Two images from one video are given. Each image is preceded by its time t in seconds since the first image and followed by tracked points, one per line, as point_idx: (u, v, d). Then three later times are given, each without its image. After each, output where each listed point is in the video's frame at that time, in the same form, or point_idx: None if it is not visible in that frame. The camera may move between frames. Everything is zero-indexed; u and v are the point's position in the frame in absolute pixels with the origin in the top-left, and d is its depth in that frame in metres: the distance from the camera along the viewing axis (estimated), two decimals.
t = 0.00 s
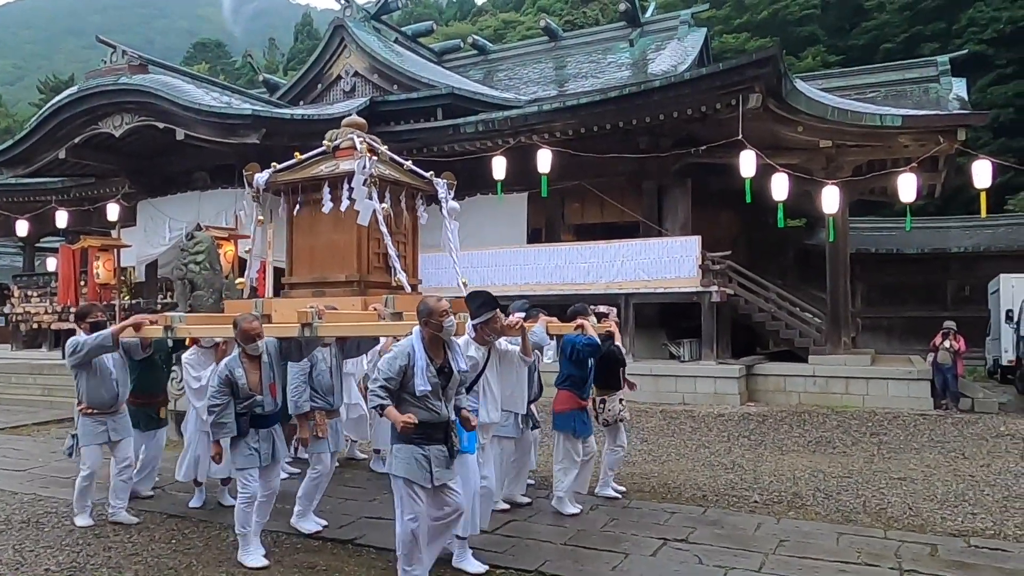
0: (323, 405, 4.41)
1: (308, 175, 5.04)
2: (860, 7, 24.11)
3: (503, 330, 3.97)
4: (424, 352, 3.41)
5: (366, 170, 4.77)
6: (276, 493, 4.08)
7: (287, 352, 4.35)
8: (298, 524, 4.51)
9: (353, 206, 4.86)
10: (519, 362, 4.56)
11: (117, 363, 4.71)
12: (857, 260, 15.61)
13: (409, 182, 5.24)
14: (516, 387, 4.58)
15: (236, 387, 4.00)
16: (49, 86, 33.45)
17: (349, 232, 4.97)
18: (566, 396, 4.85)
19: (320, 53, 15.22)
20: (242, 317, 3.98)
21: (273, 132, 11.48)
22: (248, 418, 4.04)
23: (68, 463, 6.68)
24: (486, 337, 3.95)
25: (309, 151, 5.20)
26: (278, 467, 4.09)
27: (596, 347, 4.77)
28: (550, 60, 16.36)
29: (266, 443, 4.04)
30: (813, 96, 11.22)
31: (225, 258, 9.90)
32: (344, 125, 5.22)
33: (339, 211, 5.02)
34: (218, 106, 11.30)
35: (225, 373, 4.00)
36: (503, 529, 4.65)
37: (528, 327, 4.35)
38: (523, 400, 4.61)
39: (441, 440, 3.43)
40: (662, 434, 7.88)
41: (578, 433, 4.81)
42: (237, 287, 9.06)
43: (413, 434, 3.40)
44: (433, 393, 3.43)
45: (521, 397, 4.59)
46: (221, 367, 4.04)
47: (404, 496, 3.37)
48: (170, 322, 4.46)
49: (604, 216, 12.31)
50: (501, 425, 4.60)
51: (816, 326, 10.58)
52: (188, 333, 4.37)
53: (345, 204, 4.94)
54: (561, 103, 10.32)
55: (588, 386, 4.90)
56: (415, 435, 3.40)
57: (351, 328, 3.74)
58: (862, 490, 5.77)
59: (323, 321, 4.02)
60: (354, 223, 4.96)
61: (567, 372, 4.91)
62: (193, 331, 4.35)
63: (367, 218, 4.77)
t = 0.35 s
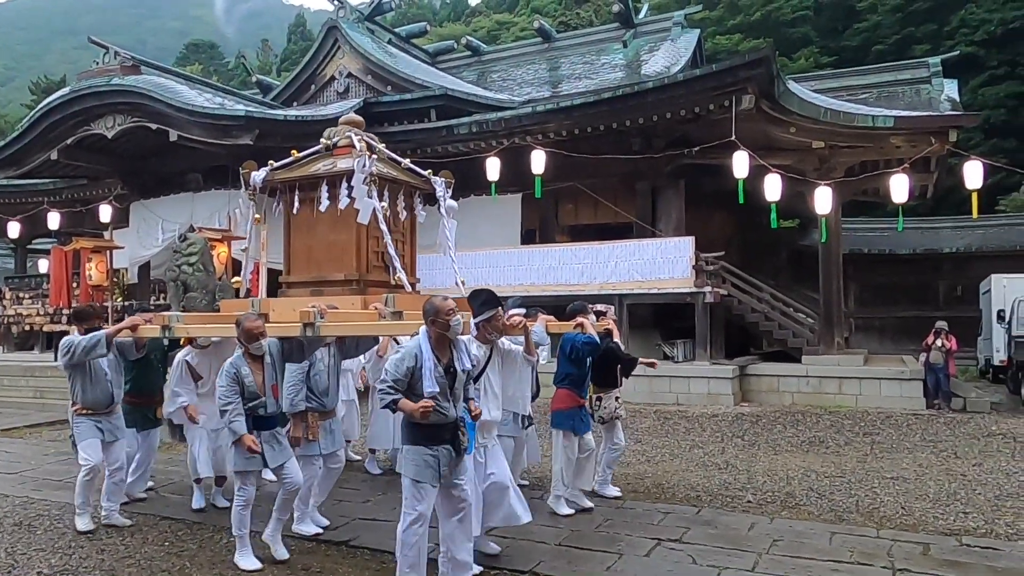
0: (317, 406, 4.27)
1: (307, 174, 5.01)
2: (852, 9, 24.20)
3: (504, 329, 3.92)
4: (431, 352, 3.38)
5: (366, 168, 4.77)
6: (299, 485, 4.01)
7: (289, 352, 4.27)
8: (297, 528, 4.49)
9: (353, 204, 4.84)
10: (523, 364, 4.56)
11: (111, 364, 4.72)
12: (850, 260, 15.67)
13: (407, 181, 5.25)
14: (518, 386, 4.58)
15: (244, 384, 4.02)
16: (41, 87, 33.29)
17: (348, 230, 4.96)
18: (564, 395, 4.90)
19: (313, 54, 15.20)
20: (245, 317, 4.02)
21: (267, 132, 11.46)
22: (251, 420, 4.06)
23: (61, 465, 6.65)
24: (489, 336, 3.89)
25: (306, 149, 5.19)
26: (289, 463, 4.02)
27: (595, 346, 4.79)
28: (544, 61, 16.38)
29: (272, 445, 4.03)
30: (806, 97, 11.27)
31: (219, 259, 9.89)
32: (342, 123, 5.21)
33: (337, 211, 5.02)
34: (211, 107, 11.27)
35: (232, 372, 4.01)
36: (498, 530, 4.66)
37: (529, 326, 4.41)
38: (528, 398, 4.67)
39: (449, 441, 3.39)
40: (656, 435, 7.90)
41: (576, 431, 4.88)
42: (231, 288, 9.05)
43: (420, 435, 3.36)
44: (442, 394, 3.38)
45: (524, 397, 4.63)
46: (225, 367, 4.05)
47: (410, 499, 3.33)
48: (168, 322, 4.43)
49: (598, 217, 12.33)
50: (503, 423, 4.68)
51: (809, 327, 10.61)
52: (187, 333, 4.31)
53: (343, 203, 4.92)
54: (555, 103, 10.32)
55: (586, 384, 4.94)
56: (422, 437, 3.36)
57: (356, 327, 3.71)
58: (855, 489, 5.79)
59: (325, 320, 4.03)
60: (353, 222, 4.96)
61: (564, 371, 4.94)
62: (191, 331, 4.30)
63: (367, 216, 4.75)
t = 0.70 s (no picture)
0: (318, 415, 4.34)
1: (303, 184, 5.02)
2: (842, 14, 24.38)
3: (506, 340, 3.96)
4: (436, 368, 3.35)
5: (363, 179, 4.78)
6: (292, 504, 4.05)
7: (290, 363, 4.37)
8: (291, 534, 4.46)
9: (350, 215, 4.83)
10: (525, 374, 4.70)
11: (102, 379, 4.67)
12: (840, 263, 15.75)
13: (404, 190, 5.25)
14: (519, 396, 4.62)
15: (243, 402, 3.98)
16: (30, 91, 33.13)
17: (346, 240, 4.96)
18: (568, 404, 4.88)
19: (305, 59, 15.19)
20: (244, 330, 3.92)
21: (258, 137, 11.45)
22: (258, 433, 4.03)
23: (50, 472, 6.60)
24: (491, 348, 3.93)
25: (301, 159, 5.19)
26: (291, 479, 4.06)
27: (593, 355, 4.91)
28: (535, 66, 16.42)
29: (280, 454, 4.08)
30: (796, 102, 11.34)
31: (209, 264, 9.86)
32: (337, 133, 5.19)
33: (335, 221, 5.01)
34: (202, 111, 11.25)
35: (231, 392, 3.96)
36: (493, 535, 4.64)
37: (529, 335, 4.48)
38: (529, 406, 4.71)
39: (455, 454, 3.39)
40: (649, 438, 7.91)
41: (585, 439, 4.84)
42: (221, 293, 9.00)
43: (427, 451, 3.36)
44: (448, 408, 3.37)
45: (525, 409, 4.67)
46: (224, 386, 3.99)
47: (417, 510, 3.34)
48: (165, 336, 4.37)
49: (590, 220, 12.35)
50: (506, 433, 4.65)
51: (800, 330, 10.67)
52: (184, 347, 4.25)
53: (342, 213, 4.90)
54: (547, 108, 10.35)
55: (589, 392, 4.95)
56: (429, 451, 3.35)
57: (355, 340, 3.63)
58: (846, 492, 5.82)
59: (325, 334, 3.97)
60: (351, 232, 4.96)
61: (565, 380, 4.95)
62: (188, 346, 4.23)
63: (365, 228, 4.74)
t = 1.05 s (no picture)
0: (312, 401, 4.29)
1: (291, 166, 4.94)
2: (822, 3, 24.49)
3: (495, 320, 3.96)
4: (423, 345, 3.37)
5: (353, 159, 4.71)
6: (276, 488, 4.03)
7: (275, 345, 4.22)
8: (295, 527, 4.38)
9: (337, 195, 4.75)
10: (515, 353, 4.67)
11: (89, 360, 4.64)
12: (821, 251, 15.88)
13: (393, 172, 5.20)
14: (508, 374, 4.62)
15: (226, 378, 3.92)
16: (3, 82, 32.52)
17: (334, 222, 4.89)
18: (560, 386, 4.85)
19: (284, 48, 15.02)
20: (231, 309, 3.87)
21: (237, 127, 11.34)
22: (238, 414, 3.94)
23: (28, 467, 6.52)
24: (480, 328, 3.91)
25: (290, 140, 5.12)
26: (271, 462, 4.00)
27: (583, 336, 4.92)
28: (517, 54, 16.37)
29: (257, 439, 3.97)
30: (777, 90, 11.40)
31: (189, 256, 9.76)
32: (326, 113, 5.11)
33: (323, 202, 4.93)
34: (180, 101, 11.11)
35: (215, 365, 3.91)
36: (479, 522, 4.66)
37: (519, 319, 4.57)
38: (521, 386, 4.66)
39: (440, 433, 3.38)
40: (632, 426, 7.96)
41: (573, 421, 4.83)
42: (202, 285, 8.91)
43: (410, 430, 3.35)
44: (433, 387, 3.37)
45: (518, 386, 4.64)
46: (207, 361, 3.93)
47: (401, 492, 3.32)
48: (149, 316, 4.19)
49: (573, 210, 12.35)
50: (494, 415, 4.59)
51: (781, 317, 10.76)
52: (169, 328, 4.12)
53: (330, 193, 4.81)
54: (529, 97, 10.32)
55: (580, 375, 4.92)
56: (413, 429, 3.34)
57: (345, 318, 3.55)
58: (826, 476, 5.89)
59: (312, 313, 3.88)
60: (340, 213, 4.88)
61: (556, 363, 4.93)
62: (173, 327, 4.11)
63: (354, 208, 4.67)
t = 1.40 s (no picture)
0: (301, 399, 4.23)
1: (283, 163, 4.85)
2: None
3: (492, 322, 3.86)
4: (416, 349, 3.35)
5: (345, 158, 4.62)
6: (275, 484, 3.96)
7: (268, 347, 4.22)
8: (279, 522, 4.36)
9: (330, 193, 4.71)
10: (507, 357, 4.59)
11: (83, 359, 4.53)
12: (804, 246, 16.00)
13: (387, 169, 5.10)
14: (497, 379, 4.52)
15: (221, 378, 3.89)
16: None
17: (327, 220, 4.84)
18: (546, 386, 4.89)
19: (268, 39, 14.88)
20: (221, 307, 3.87)
21: (220, 118, 11.24)
22: (228, 416, 3.96)
23: (6, 461, 6.44)
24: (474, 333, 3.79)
25: (282, 136, 5.02)
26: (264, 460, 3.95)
27: (578, 337, 4.95)
28: (503, 48, 16.32)
29: (247, 441, 3.95)
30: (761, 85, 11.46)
31: (172, 249, 9.67)
32: (318, 110, 5.00)
33: (315, 200, 4.89)
34: (162, 92, 10.98)
35: (209, 364, 3.89)
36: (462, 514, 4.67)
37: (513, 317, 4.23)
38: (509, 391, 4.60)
39: (427, 440, 3.36)
40: (617, 419, 7.99)
41: (562, 421, 4.89)
42: (185, 278, 8.85)
43: (398, 434, 3.35)
44: (424, 391, 3.36)
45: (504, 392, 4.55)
46: (202, 359, 3.91)
47: (385, 494, 3.30)
48: (142, 316, 4.27)
49: (558, 203, 12.38)
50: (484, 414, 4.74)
51: (765, 311, 10.84)
52: (162, 328, 4.20)
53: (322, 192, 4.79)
54: (515, 90, 10.30)
55: (569, 375, 4.96)
56: (400, 433, 3.34)
57: (339, 322, 3.66)
58: (808, 468, 5.95)
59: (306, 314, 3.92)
60: (333, 211, 4.84)
61: (548, 362, 4.97)
62: (166, 327, 4.18)
63: (347, 207, 4.64)
